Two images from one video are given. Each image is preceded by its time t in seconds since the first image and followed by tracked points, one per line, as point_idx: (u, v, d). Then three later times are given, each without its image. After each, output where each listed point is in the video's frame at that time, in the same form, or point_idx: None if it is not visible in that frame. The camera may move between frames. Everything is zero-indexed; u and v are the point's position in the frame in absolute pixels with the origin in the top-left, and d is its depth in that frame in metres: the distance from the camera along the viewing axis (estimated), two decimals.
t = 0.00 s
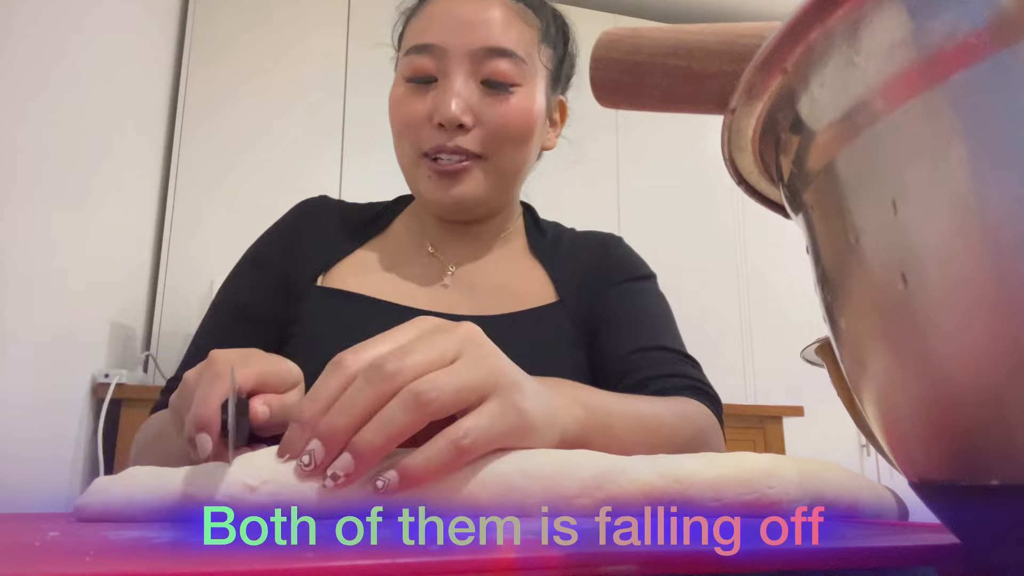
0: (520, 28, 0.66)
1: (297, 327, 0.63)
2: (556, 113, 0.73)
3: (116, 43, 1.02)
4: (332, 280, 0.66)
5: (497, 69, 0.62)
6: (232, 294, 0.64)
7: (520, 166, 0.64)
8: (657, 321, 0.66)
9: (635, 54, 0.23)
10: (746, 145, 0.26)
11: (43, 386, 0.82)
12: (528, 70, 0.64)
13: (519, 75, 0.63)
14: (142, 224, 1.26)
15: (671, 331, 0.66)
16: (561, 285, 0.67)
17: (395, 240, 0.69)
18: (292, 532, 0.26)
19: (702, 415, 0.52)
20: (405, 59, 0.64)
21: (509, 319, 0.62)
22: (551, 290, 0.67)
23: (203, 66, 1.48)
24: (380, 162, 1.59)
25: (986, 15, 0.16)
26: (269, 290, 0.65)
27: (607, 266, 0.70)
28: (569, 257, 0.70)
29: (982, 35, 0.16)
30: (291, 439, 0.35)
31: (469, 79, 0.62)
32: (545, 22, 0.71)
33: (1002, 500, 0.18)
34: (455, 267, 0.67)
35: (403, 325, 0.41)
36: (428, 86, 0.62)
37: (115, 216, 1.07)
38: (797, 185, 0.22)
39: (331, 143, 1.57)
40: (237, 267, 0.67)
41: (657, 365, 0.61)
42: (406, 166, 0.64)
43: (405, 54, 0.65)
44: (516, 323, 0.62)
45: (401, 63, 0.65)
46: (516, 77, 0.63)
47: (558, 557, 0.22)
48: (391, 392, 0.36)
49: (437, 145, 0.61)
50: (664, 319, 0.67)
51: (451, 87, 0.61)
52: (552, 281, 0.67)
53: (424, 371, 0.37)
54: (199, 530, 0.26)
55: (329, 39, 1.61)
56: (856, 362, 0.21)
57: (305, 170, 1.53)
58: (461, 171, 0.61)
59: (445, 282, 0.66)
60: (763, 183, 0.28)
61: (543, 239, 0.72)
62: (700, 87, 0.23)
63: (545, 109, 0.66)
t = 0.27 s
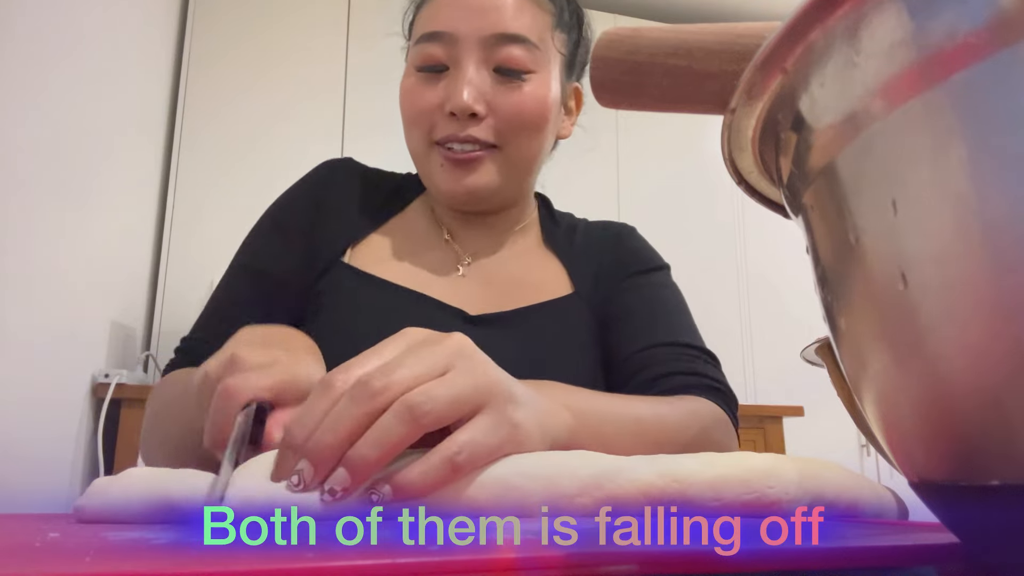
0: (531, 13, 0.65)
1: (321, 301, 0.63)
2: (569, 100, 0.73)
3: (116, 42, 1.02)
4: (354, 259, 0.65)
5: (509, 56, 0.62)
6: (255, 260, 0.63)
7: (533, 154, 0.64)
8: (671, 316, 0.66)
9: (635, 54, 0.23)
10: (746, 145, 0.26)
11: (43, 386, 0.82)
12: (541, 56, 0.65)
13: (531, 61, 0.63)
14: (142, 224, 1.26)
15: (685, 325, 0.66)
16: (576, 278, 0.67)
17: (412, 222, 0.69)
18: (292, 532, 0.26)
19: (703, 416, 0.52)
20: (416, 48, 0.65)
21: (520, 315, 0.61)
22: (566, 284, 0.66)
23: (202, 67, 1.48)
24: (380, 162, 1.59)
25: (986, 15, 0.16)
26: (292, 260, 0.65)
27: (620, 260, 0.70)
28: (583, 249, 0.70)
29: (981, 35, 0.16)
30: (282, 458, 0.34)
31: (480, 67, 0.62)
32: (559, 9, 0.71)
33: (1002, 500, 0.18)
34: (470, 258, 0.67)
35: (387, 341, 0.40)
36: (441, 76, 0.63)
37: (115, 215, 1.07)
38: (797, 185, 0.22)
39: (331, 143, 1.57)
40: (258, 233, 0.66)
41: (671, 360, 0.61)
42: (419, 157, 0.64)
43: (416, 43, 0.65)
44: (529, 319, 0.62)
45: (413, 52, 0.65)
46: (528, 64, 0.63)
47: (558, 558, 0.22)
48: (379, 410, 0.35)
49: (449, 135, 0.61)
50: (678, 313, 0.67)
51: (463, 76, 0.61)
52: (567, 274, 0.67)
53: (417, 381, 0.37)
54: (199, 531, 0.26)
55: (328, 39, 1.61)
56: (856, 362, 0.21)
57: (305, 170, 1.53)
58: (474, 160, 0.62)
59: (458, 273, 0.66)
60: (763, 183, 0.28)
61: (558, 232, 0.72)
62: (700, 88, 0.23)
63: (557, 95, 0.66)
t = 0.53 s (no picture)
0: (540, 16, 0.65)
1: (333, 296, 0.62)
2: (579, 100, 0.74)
3: (116, 41, 1.03)
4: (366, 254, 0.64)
5: (520, 58, 0.63)
6: (272, 253, 0.63)
7: (545, 155, 0.65)
8: (675, 317, 0.66)
9: (635, 54, 0.23)
10: (746, 145, 0.26)
11: (42, 387, 0.82)
12: (552, 58, 0.65)
13: (542, 63, 0.64)
14: (142, 224, 1.26)
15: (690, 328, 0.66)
16: (581, 275, 0.67)
17: (423, 221, 0.69)
18: (292, 532, 0.26)
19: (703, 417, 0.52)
20: (428, 49, 0.65)
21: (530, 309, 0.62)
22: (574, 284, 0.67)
23: (202, 67, 1.48)
24: (380, 162, 1.59)
25: (986, 15, 0.16)
26: (305, 256, 0.64)
27: (627, 261, 0.70)
28: (590, 249, 0.71)
29: (981, 34, 0.16)
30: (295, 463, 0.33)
31: (492, 69, 0.62)
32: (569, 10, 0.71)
33: (1003, 500, 0.18)
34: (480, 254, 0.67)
35: (397, 341, 0.40)
36: (453, 78, 0.63)
37: (115, 216, 1.07)
38: (797, 185, 0.22)
39: (331, 143, 1.56)
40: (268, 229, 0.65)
41: (671, 357, 0.61)
42: (432, 158, 0.65)
43: (429, 44, 0.65)
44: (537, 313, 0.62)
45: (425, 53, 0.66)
46: (540, 65, 0.63)
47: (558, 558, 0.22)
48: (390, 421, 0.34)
49: (463, 136, 0.62)
50: (683, 315, 0.67)
51: (476, 78, 0.62)
52: (573, 272, 0.68)
53: (429, 388, 0.37)
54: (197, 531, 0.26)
55: (328, 39, 1.61)
56: (856, 362, 0.21)
57: (305, 170, 1.53)
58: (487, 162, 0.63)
59: (470, 268, 0.66)
60: (764, 183, 0.28)
61: (566, 233, 0.72)
62: (700, 88, 0.23)
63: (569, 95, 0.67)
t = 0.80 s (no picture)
0: (543, 22, 0.65)
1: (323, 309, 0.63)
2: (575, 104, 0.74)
3: (116, 40, 1.03)
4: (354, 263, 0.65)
5: (523, 66, 0.62)
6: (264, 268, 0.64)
7: (543, 164, 0.65)
8: (674, 326, 0.65)
9: (635, 54, 0.23)
10: (746, 145, 0.26)
11: (42, 387, 0.82)
12: (555, 67, 0.65)
13: (545, 72, 0.64)
14: (142, 225, 1.26)
15: (690, 337, 0.66)
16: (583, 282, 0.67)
17: (413, 228, 0.69)
18: (292, 532, 0.26)
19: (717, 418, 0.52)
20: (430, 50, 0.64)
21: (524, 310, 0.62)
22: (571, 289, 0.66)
23: (202, 67, 1.48)
24: (380, 163, 1.59)
25: (986, 15, 0.16)
26: (297, 270, 0.65)
27: (626, 268, 0.70)
28: (589, 256, 0.70)
29: (981, 35, 0.16)
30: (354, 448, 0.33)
31: (495, 76, 0.62)
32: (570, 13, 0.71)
33: (1002, 500, 0.18)
34: (473, 254, 0.68)
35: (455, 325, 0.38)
36: (456, 83, 0.63)
37: (115, 216, 1.07)
38: (797, 186, 0.22)
39: (331, 143, 1.56)
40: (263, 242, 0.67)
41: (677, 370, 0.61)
42: (430, 161, 0.65)
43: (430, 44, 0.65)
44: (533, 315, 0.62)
45: (426, 53, 0.65)
46: (543, 76, 0.63)
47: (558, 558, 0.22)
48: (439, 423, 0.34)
49: (462, 142, 0.62)
50: (683, 324, 0.67)
51: (479, 85, 0.61)
52: (571, 279, 0.67)
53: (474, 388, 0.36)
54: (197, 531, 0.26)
55: (328, 39, 1.61)
56: (856, 362, 0.21)
57: (305, 170, 1.53)
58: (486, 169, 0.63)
59: (462, 271, 0.66)
60: (763, 183, 0.28)
61: (564, 239, 0.72)
62: (700, 88, 0.23)
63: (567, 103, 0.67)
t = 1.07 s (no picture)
0: (546, 20, 0.65)
1: (323, 310, 0.63)
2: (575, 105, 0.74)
3: (116, 39, 1.03)
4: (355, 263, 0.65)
5: (526, 64, 0.62)
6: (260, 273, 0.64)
7: (546, 162, 0.65)
8: (679, 324, 0.67)
9: (635, 55, 0.23)
10: (746, 144, 0.26)
11: (43, 387, 0.82)
12: (558, 65, 0.65)
13: (547, 70, 0.64)
14: (142, 225, 1.26)
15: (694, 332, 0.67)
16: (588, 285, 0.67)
17: (415, 230, 0.69)
18: (292, 532, 0.26)
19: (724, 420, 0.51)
20: (432, 49, 0.64)
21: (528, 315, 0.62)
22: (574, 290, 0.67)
23: (202, 67, 1.48)
24: (380, 163, 1.59)
25: (986, 15, 0.16)
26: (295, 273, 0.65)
27: (628, 267, 0.71)
28: (591, 255, 0.70)
29: (981, 35, 0.16)
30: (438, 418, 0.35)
31: (498, 74, 0.62)
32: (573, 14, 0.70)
33: (1002, 499, 0.18)
34: (474, 258, 0.68)
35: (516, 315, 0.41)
36: (459, 80, 0.63)
37: (115, 216, 1.07)
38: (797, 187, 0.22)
39: (331, 142, 1.56)
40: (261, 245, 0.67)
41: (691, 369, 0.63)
42: (432, 160, 0.65)
43: (433, 44, 0.64)
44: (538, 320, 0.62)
45: (428, 53, 0.65)
46: (546, 73, 0.64)
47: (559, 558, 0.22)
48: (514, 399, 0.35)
49: (465, 140, 0.62)
50: (686, 321, 0.68)
51: (483, 83, 0.61)
52: (575, 280, 0.67)
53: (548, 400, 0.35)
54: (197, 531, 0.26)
55: (328, 39, 1.61)
56: (855, 362, 0.21)
57: (305, 170, 1.53)
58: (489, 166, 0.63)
59: (465, 272, 0.66)
60: (763, 183, 0.28)
61: (565, 238, 0.72)
62: (700, 89, 0.23)
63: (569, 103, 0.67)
